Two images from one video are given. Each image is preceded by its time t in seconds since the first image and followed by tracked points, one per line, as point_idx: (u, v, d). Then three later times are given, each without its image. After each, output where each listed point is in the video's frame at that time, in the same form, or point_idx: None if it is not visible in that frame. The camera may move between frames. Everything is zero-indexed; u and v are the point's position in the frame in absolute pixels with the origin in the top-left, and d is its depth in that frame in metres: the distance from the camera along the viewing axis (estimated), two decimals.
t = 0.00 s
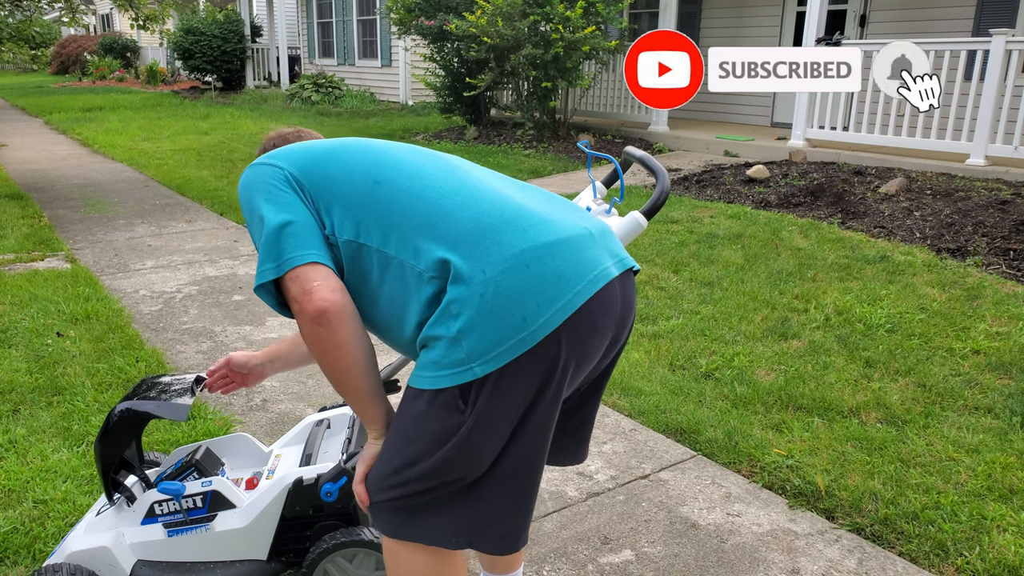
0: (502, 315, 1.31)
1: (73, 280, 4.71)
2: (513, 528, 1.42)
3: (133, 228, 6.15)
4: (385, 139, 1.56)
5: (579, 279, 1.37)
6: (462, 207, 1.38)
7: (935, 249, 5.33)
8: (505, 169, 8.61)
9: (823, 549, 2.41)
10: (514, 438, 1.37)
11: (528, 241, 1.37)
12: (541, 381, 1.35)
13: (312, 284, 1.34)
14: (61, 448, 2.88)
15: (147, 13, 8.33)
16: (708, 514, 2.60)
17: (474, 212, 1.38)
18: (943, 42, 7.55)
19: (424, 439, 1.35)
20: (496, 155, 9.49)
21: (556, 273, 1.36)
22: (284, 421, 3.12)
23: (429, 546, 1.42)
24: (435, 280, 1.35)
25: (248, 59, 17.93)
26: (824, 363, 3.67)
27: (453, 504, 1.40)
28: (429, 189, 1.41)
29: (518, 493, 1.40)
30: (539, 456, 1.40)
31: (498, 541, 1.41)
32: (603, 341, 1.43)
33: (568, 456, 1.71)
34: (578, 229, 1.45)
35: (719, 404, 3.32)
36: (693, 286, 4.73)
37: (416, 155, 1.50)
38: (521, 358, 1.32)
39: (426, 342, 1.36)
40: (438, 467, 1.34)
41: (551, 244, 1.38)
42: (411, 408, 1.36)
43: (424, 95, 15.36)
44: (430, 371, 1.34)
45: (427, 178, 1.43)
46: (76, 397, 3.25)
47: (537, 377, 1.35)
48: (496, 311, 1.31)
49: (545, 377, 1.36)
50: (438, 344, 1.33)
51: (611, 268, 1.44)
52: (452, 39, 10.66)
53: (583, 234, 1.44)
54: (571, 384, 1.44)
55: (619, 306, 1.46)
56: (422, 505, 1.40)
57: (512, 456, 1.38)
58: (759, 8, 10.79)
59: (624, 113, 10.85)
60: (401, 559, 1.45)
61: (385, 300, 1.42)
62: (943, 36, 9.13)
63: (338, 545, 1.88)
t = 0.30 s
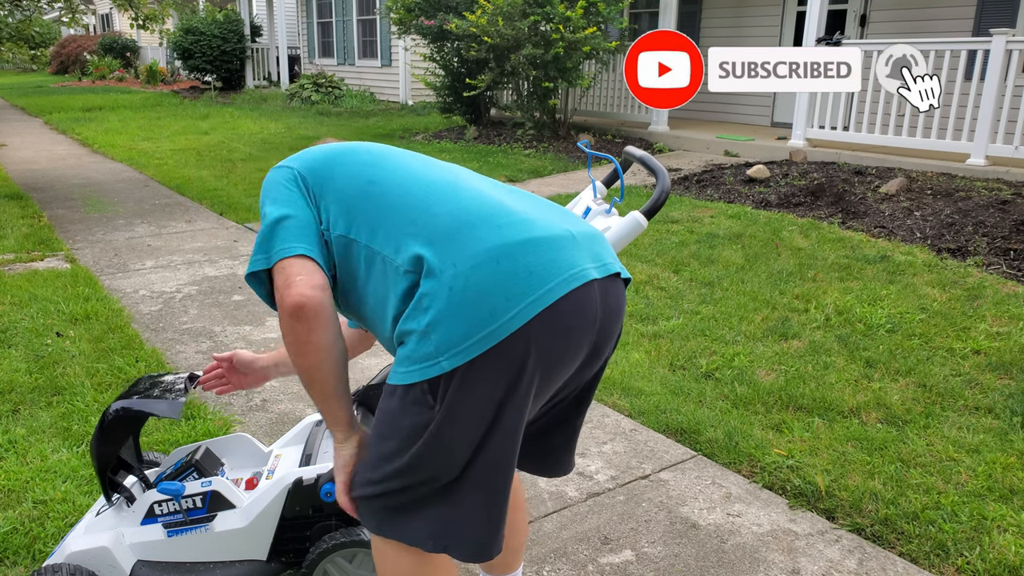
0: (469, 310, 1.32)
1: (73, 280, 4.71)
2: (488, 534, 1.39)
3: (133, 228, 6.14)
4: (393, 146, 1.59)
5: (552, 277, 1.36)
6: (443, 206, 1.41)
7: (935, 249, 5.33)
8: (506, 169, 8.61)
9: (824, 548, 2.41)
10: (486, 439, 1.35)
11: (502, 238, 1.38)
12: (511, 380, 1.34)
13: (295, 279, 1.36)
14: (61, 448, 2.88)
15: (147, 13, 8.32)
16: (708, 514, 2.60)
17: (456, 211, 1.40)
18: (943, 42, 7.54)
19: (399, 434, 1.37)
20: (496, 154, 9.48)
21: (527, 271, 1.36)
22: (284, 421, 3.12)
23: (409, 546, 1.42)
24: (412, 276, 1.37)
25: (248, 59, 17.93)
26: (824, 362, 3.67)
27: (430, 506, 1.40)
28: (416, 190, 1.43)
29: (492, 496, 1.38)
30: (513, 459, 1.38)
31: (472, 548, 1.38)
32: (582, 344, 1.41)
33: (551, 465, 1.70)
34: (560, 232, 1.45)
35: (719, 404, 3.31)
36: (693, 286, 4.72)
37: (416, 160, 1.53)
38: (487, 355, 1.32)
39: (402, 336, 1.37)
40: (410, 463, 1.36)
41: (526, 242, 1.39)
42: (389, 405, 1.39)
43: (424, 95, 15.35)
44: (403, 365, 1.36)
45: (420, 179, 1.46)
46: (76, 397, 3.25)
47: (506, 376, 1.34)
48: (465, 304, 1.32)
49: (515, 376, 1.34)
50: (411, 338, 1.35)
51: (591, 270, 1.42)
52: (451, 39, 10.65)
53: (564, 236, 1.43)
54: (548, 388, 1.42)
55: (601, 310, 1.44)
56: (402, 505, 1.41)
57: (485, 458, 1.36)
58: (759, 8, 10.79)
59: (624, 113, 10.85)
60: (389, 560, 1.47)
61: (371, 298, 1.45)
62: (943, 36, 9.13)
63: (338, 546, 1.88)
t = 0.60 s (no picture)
0: (471, 308, 1.32)
1: (72, 280, 4.70)
2: (491, 529, 1.40)
3: (133, 228, 6.14)
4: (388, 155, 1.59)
5: (552, 275, 1.37)
6: (442, 210, 1.41)
7: (935, 249, 5.33)
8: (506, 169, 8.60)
9: (824, 549, 2.41)
10: (489, 435, 1.35)
11: (501, 237, 1.38)
12: (515, 377, 1.34)
13: (246, 321, 1.46)
14: (60, 448, 2.87)
15: (147, 13, 8.31)
16: (708, 514, 2.59)
17: (454, 215, 1.40)
18: (944, 42, 7.54)
19: (400, 432, 1.36)
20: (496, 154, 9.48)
21: (528, 269, 1.36)
22: (284, 422, 3.11)
23: (410, 542, 1.41)
24: (412, 279, 1.37)
25: (248, 58, 17.92)
26: (824, 363, 3.67)
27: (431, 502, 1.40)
28: (414, 196, 1.44)
29: (495, 491, 1.38)
30: (516, 455, 1.38)
31: (476, 542, 1.39)
32: (584, 342, 1.41)
33: (548, 462, 1.70)
34: (559, 231, 1.45)
35: (719, 404, 3.31)
36: (693, 286, 4.72)
37: (413, 168, 1.53)
38: (490, 351, 1.32)
39: (402, 338, 1.38)
40: (412, 460, 1.35)
41: (525, 241, 1.39)
42: (391, 403, 1.39)
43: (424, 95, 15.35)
44: (404, 366, 1.35)
45: (417, 186, 1.46)
46: (75, 397, 3.24)
47: (510, 373, 1.34)
48: (466, 303, 1.33)
49: (518, 373, 1.34)
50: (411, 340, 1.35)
51: (591, 268, 1.43)
52: (451, 39, 10.64)
53: (564, 236, 1.44)
54: (550, 385, 1.42)
55: (602, 309, 1.44)
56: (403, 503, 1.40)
57: (488, 453, 1.36)
58: (759, 8, 10.78)
59: (624, 113, 10.84)
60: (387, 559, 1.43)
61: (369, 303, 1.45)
62: (943, 35, 9.13)
63: (338, 546, 1.88)
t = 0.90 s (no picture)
0: (466, 305, 1.32)
1: (72, 280, 4.70)
2: (494, 522, 1.40)
3: (133, 228, 6.14)
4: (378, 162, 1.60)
5: (546, 269, 1.37)
6: (435, 211, 1.42)
7: (935, 249, 5.33)
8: (506, 169, 8.60)
9: (824, 549, 2.41)
10: (488, 430, 1.35)
11: (495, 234, 1.38)
12: (514, 371, 1.34)
13: (226, 321, 1.47)
14: (60, 448, 2.87)
15: (147, 13, 8.31)
16: (708, 514, 2.60)
17: (445, 215, 1.41)
18: (944, 42, 7.54)
19: (399, 431, 1.36)
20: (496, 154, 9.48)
21: (522, 264, 1.36)
22: (284, 422, 3.11)
23: (412, 539, 1.41)
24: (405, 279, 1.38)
25: (248, 58, 17.91)
26: (824, 362, 3.67)
27: (431, 499, 1.40)
28: (404, 199, 1.44)
29: (495, 487, 1.39)
30: (517, 449, 1.38)
31: (477, 537, 1.39)
32: (581, 336, 1.42)
33: (549, 457, 1.70)
34: (552, 226, 1.45)
35: (720, 404, 3.31)
36: (693, 286, 4.72)
37: (403, 171, 1.53)
38: (488, 348, 1.32)
39: (398, 338, 1.38)
40: (411, 458, 1.35)
41: (520, 237, 1.39)
42: (389, 403, 1.39)
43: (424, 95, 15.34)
44: (402, 365, 1.36)
45: (407, 190, 1.47)
46: (75, 397, 3.24)
47: (508, 369, 1.34)
48: (462, 300, 1.33)
49: (518, 367, 1.34)
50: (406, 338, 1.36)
51: (585, 261, 1.43)
52: (451, 39, 10.64)
53: (557, 230, 1.44)
54: (548, 380, 1.42)
55: (598, 302, 1.45)
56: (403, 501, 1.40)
57: (488, 449, 1.36)
58: (759, 8, 10.78)
59: (624, 113, 10.84)
60: (386, 558, 1.43)
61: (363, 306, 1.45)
62: (943, 36, 9.13)
63: (338, 547, 1.88)
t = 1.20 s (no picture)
0: (469, 306, 1.32)
1: (72, 280, 4.70)
2: (496, 523, 1.40)
3: (133, 228, 6.14)
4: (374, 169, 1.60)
5: (550, 269, 1.37)
6: (435, 214, 1.42)
7: (935, 249, 5.33)
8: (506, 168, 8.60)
9: (824, 549, 2.41)
10: (491, 430, 1.36)
11: (497, 235, 1.39)
12: (517, 372, 1.34)
13: (222, 331, 1.49)
14: (60, 448, 2.87)
15: (147, 13, 8.31)
16: (708, 514, 2.59)
17: (446, 218, 1.41)
18: (944, 42, 7.54)
19: (401, 433, 1.36)
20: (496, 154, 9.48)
21: (524, 264, 1.36)
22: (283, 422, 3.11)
23: (412, 540, 1.41)
24: (406, 282, 1.37)
25: (248, 58, 17.92)
26: (824, 363, 3.67)
27: (433, 501, 1.40)
28: (403, 203, 1.44)
29: (497, 488, 1.39)
30: (520, 450, 1.38)
31: (479, 538, 1.40)
32: (584, 336, 1.42)
33: (548, 458, 1.70)
34: (554, 228, 1.45)
35: (719, 404, 3.31)
36: (693, 286, 4.72)
37: (401, 177, 1.54)
38: (492, 349, 1.32)
39: (400, 340, 1.38)
40: (413, 460, 1.35)
41: (522, 238, 1.39)
42: (391, 405, 1.38)
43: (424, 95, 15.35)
44: (404, 367, 1.35)
45: (406, 194, 1.47)
46: (75, 397, 3.24)
47: (513, 370, 1.34)
48: (466, 301, 1.33)
49: (521, 369, 1.34)
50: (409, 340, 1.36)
51: (587, 262, 1.43)
52: (451, 39, 10.63)
53: (559, 232, 1.44)
54: (552, 381, 1.42)
55: (601, 303, 1.45)
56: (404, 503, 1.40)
57: (491, 451, 1.36)
58: (759, 8, 10.78)
59: (624, 113, 10.83)
60: (386, 559, 1.43)
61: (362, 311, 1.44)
62: (943, 36, 9.13)
63: (338, 547, 1.88)
